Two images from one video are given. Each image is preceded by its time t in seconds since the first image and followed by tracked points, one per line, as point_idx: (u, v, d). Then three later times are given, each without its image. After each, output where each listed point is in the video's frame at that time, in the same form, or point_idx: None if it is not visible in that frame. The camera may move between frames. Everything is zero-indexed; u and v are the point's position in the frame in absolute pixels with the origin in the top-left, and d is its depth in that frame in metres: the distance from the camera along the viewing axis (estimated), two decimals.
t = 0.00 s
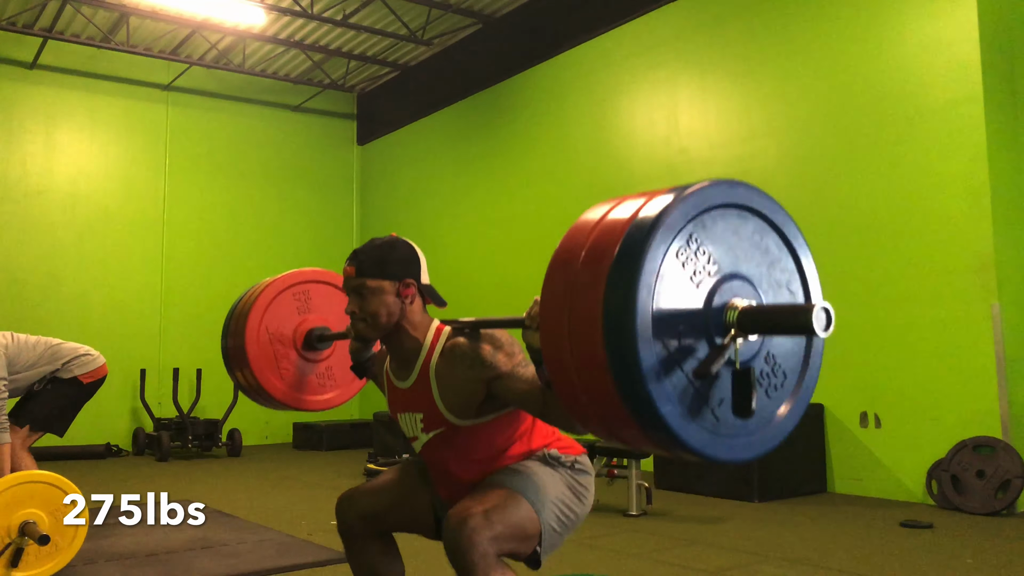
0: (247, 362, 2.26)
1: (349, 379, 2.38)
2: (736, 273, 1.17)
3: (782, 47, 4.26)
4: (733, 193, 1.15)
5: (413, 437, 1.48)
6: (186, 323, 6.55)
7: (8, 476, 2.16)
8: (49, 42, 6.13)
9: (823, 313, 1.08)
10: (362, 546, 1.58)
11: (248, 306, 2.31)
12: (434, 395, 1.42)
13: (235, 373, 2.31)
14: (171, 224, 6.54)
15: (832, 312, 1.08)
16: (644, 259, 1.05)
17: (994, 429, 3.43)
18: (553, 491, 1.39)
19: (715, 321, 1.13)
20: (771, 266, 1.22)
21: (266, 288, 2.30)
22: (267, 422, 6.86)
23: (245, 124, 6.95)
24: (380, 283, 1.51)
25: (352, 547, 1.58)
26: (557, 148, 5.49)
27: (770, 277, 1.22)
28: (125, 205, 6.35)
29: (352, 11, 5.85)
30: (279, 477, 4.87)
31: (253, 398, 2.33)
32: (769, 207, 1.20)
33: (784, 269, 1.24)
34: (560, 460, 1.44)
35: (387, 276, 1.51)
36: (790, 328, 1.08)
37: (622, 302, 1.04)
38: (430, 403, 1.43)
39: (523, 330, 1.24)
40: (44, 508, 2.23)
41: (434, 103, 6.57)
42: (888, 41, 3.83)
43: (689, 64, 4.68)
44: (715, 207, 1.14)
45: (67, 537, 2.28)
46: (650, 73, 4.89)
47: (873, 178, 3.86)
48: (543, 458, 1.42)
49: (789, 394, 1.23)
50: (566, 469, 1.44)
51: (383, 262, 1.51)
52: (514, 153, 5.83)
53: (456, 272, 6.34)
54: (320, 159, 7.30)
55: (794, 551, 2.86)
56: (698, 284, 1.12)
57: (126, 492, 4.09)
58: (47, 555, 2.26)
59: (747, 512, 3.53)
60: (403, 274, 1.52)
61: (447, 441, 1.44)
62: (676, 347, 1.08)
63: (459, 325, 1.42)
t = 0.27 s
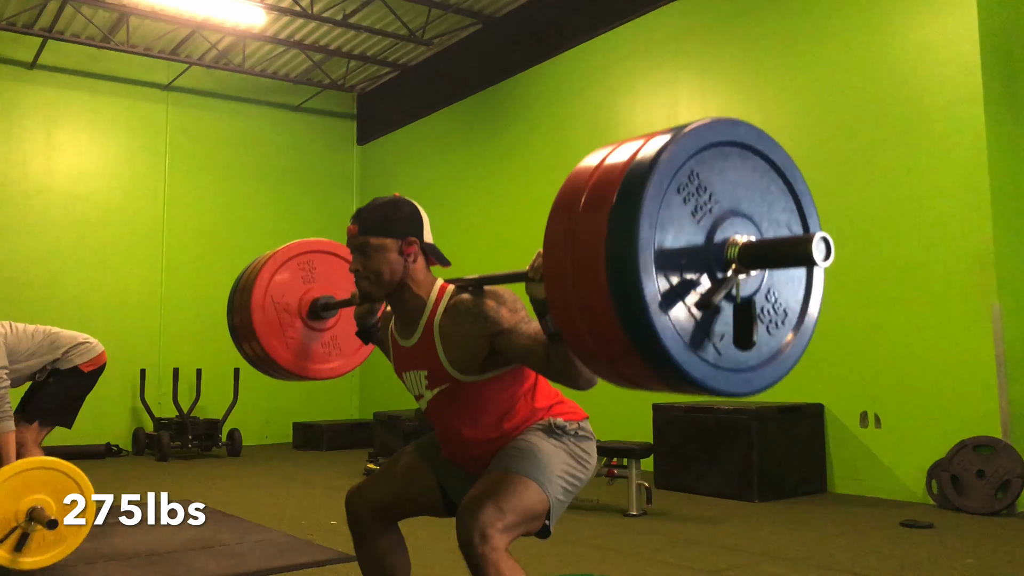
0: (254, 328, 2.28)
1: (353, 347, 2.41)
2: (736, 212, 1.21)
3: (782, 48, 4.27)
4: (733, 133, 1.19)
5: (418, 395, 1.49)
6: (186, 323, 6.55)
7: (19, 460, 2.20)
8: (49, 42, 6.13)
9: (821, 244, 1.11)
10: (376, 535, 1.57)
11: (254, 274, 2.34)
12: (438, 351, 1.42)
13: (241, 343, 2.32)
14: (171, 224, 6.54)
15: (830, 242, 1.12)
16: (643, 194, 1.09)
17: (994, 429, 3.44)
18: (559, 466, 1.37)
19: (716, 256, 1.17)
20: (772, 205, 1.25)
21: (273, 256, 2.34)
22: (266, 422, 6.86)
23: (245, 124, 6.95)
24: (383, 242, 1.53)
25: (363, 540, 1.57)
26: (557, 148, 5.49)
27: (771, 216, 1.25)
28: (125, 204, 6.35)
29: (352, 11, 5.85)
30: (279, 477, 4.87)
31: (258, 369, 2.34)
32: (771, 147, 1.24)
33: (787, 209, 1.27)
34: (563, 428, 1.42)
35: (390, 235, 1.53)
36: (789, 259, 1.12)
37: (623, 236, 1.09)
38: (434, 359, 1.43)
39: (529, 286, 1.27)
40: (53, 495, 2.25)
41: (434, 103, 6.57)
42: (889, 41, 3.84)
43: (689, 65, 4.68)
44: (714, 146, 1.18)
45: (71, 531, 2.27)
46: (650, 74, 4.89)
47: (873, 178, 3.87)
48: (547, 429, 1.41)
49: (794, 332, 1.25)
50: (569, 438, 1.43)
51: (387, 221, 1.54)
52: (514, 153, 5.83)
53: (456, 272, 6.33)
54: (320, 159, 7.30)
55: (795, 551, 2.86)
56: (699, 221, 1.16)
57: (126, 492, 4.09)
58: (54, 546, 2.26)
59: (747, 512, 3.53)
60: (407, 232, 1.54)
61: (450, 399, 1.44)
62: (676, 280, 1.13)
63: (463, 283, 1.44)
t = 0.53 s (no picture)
0: (258, 282, 2.28)
1: (359, 303, 2.39)
2: (735, 129, 1.22)
3: (782, 49, 4.27)
4: (731, 50, 1.21)
5: (409, 332, 1.49)
6: (186, 322, 6.55)
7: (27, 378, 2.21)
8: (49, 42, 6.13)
9: (820, 152, 1.13)
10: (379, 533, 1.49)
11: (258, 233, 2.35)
12: (435, 289, 1.42)
13: (246, 300, 2.32)
14: (171, 224, 6.54)
15: (829, 152, 1.14)
16: (646, 106, 1.10)
17: (994, 429, 3.43)
18: (551, 445, 1.36)
19: (717, 171, 1.18)
20: (769, 124, 1.27)
21: (276, 214, 2.34)
22: (267, 421, 6.86)
23: (245, 124, 6.95)
24: (391, 175, 1.53)
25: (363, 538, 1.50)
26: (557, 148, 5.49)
27: (769, 134, 1.26)
28: (125, 204, 6.35)
29: (352, 11, 5.85)
30: (279, 477, 4.87)
31: (265, 326, 2.34)
32: (769, 64, 1.25)
33: (782, 129, 1.29)
34: (554, 399, 1.40)
35: (399, 169, 1.53)
36: (790, 169, 1.13)
37: (628, 146, 1.09)
38: (430, 296, 1.43)
39: (531, 219, 1.30)
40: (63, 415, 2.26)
41: (434, 104, 6.57)
42: (889, 40, 3.84)
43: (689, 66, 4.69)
44: (712, 62, 1.19)
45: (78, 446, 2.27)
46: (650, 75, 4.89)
47: (873, 178, 3.87)
48: (537, 405, 1.39)
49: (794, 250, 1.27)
50: (561, 413, 1.41)
51: (396, 155, 1.53)
52: (514, 153, 5.84)
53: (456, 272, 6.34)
54: (320, 160, 7.30)
55: (794, 551, 2.87)
56: (700, 135, 1.17)
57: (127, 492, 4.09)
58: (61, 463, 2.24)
59: (747, 512, 3.53)
60: (414, 168, 1.54)
61: (442, 340, 1.43)
62: (679, 192, 1.13)
63: (467, 222, 1.45)
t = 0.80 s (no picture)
0: (261, 231, 2.13)
1: (363, 259, 2.26)
2: (736, 33, 1.14)
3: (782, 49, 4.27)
4: None
5: (395, 259, 1.45)
6: (186, 322, 6.55)
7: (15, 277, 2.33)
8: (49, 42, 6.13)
9: (821, 45, 1.05)
10: (384, 523, 1.44)
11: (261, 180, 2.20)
12: (429, 213, 1.37)
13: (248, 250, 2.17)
14: (171, 224, 6.54)
15: (830, 44, 1.06)
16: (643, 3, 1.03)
17: (994, 429, 3.43)
18: (531, 422, 1.33)
19: (717, 72, 1.10)
20: (771, 31, 1.19)
21: (279, 161, 2.19)
22: (267, 421, 6.86)
23: (245, 124, 6.96)
24: (398, 99, 1.49)
25: (376, 531, 1.44)
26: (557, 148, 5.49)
27: (771, 41, 1.18)
28: (125, 204, 6.35)
29: (352, 11, 5.85)
30: (279, 477, 4.87)
31: (267, 278, 2.20)
32: None
33: (785, 37, 1.20)
34: (531, 368, 1.36)
35: (406, 94, 1.49)
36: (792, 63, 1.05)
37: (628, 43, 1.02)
38: (422, 222, 1.38)
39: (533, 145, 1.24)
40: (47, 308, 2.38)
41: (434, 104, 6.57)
42: (888, 39, 3.84)
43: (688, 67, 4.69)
44: None
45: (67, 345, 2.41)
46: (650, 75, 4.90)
47: (873, 176, 3.87)
48: (520, 374, 1.34)
49: (795, 161, 1.18)
50: (540, 382, 1.36)
51: (405, 81, 1.49)
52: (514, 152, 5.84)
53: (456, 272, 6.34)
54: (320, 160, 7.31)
55: (794, 551, 2.86)
56: (701, 35, 1.09)
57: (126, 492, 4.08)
58: (51, 358, 2.38)
59: (747, 512, 3.53)
60: (421, 96, 1.50)
61: (426, 273, 1.39)
62: (682, 87, 1.05)
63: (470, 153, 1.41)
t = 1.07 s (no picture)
0: (261, 197, 2.16)
1: (363, 229, 2.29)
2: None
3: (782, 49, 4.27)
4: None
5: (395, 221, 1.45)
6: (186, 322, 6.56)
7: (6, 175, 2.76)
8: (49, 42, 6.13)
9: None
10: (402, 517, 1.45)
11: (263, 150, 2.24)
12: (429, 174, 1.37)
13: (249, 218, 2.19)
14: (171, 224, 6.54)
15: None
16: None
17: (994, 429, 3.43)
18: (520, 406, 1.32)
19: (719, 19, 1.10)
20: None
21: (282, 129, 2.24)
22: (267, 421, 6.86)
23: (245, 124, 6.96)
24: (394, 62, 1.50)
25: (392, 526, 1.46)
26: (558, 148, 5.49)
27: None
28: (125, 204, 6.35)
29: (352, 11, 5.85)
30: (279, 477, 4.87)
31: (269, 249, 2.22)
32: None
33: None
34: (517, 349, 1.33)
35: (401, 57, 1.50)
36: (793, 6, 1.05)
37: None
38: (422, 181, 1.38)
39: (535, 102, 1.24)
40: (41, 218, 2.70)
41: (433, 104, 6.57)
42: (888, 39, 3.84)
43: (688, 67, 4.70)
44: None
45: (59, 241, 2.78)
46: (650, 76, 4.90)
47: (873, 176, 3.87)
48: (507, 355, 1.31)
49: (797, 110, 1.17)
50: (523, 361, 1.34)
51: (400, 44, 1.51)
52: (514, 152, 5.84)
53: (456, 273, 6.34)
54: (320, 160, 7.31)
55: (794, 550, 2.86)
56: None
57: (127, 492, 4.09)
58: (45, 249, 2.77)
59: (747, 511, 3.53)
60: (417, 59, 1.51)
61: (425, 238, 1.38)
62: (683, 29, 1.06)
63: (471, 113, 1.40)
